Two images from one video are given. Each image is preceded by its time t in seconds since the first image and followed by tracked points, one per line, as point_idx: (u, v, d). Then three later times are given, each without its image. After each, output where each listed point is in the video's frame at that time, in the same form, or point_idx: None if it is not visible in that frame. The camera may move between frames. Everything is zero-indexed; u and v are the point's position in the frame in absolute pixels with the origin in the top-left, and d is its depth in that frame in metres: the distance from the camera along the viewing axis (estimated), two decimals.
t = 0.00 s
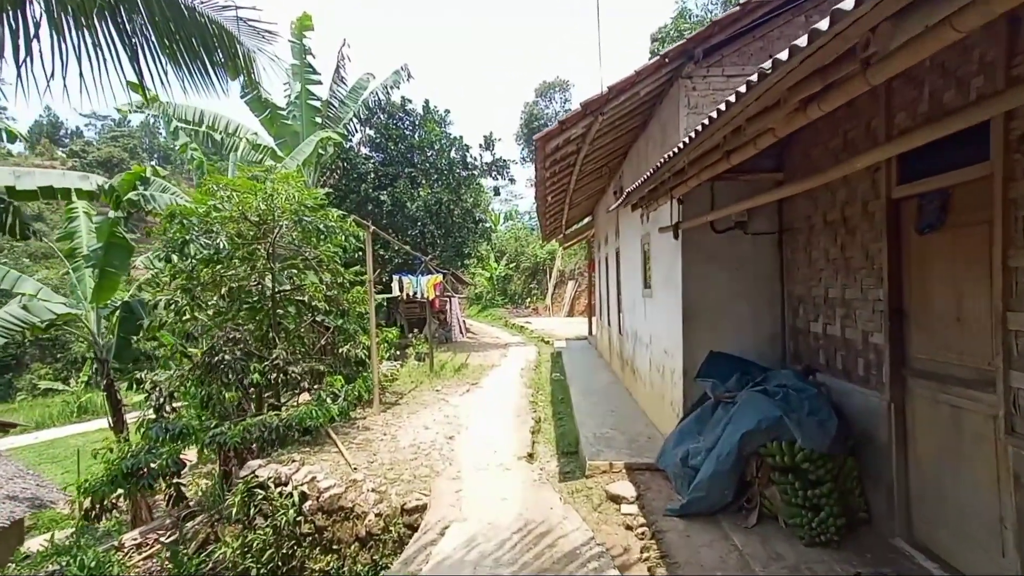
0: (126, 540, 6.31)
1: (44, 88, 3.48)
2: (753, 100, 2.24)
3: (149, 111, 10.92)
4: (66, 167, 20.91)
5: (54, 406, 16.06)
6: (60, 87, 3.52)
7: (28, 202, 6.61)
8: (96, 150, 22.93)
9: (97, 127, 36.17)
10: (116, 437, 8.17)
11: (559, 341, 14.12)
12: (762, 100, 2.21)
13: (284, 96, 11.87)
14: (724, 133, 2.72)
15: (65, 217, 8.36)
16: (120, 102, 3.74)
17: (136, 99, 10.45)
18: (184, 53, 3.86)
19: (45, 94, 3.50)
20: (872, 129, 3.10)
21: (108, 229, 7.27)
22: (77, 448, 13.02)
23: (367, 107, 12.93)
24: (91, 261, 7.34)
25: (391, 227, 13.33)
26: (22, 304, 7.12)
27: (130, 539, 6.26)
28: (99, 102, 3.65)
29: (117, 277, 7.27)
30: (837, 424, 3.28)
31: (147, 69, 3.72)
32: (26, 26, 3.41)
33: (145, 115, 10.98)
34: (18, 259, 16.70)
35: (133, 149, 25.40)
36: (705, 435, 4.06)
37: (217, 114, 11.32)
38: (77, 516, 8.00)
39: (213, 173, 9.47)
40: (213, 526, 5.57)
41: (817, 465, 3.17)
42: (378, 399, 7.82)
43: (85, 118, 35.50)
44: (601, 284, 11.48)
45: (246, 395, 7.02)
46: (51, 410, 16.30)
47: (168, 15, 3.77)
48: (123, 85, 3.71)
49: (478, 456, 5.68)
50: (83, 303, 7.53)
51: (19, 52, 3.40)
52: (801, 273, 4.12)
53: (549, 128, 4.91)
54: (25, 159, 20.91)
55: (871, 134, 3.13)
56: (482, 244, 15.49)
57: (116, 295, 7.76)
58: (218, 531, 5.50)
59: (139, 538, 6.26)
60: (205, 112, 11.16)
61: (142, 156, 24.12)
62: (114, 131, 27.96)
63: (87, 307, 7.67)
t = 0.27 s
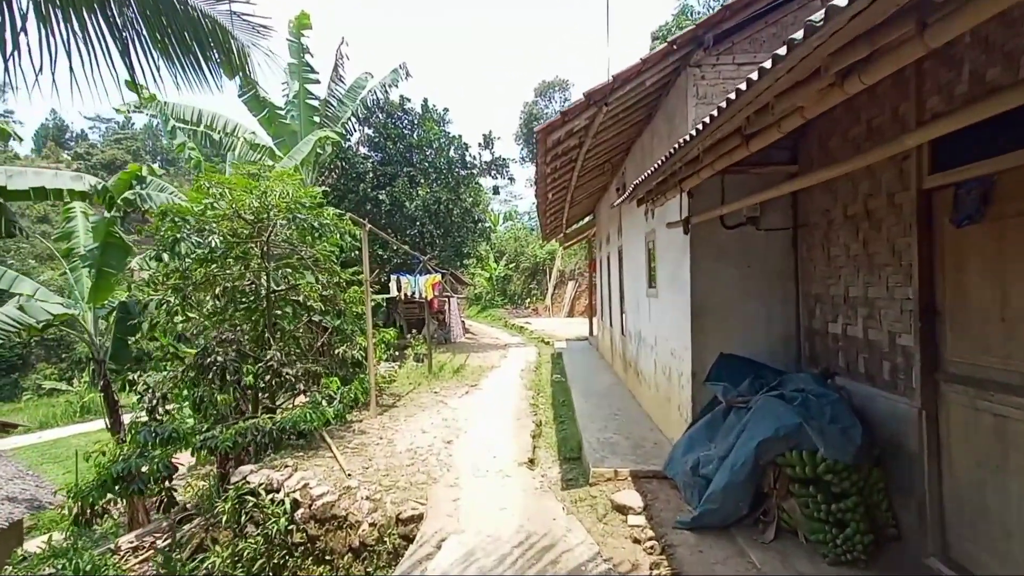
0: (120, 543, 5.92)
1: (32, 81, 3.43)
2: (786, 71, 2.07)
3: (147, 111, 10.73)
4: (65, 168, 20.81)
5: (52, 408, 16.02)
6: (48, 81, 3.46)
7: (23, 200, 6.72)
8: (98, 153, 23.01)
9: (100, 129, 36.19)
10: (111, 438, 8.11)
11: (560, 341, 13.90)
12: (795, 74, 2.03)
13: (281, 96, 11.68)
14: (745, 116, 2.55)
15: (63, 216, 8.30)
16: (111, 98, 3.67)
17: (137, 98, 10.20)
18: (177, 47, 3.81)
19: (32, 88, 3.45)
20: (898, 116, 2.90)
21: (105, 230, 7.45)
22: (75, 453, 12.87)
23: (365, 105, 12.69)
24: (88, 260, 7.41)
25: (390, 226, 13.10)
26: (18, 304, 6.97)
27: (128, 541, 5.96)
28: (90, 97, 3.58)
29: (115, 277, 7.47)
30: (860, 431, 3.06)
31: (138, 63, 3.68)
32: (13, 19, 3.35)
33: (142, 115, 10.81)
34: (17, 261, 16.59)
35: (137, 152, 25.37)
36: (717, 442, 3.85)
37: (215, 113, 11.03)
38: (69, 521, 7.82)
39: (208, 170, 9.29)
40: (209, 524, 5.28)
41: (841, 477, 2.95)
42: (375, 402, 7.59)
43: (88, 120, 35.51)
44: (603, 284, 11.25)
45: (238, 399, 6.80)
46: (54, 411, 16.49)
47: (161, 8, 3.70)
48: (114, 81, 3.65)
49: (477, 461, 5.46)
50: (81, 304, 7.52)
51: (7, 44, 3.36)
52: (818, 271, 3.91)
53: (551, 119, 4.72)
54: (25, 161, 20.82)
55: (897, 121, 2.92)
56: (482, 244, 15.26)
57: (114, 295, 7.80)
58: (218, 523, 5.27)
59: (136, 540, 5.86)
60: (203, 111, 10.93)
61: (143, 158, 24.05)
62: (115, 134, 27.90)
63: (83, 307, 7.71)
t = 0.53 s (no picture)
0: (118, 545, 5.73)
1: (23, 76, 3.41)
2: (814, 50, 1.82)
3: (147, 111, 10.58)
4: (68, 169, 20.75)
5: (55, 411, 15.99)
6: (41, 76, 3.43)
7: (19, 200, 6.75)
8: (102, 155, 22.99)
9: (107, 130, 36.24)
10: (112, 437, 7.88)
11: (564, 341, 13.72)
12: (825, 52, 1.76)
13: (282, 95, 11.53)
14: (769, 99, 2.29)
15: (63, 215, 8.09)
16: (106, 95, 3.69)
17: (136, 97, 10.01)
18: (172, 42, 3.83)
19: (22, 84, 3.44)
20: (928, 102, 2.70)
21: (104, 229, 7.16)
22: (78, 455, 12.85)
23: (365, 104, 12.46)
24: (87, 261, 7.19)
25: (392, 225, 12.93)
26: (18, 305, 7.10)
27: (131, 543, 5.77)
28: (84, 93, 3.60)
29: (114, 278, 7.26)
30: (888, 442, 2.87)
31: (133, 59, 3.68)
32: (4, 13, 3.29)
33: (143, 115, 10.64)
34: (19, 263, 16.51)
35: (142, 153, 25.35)
36: (731, 449, 3.66)
37: (216, 111, 10.79)
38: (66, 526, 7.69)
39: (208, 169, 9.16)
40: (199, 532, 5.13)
41: (868, 489, 2.76)
42: (375, 404, 7.40)
43: (93, 122, 35.57)
44: (607, 284, 11.07)
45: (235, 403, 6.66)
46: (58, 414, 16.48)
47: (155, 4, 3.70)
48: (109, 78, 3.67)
49: (480, 466, 5.29)
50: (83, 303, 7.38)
51: None
52: (836, 269, 3.72)
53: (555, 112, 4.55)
54: (30, 162, 20.80)
55: (927, 108, 2.73)
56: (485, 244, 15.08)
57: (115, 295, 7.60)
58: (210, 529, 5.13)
59: (137, 542, 5.68)
60: (204, 110, 10.71)
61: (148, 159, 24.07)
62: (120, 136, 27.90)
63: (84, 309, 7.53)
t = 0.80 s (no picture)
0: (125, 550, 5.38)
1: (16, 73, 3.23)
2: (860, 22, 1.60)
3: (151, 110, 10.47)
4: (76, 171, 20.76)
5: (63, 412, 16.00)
6: (36, 73, 3.27)
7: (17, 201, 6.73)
8: (111, 156, 23.01)
9: (117, 132, 36.38)
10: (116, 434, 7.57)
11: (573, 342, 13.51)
12: (880, 17, 1.54)
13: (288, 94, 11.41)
14: (806, 79, 2.05)
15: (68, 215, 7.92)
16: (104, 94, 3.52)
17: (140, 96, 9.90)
18: (171, 38, 3.72)
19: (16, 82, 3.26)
20: (971, 88, 2.50)
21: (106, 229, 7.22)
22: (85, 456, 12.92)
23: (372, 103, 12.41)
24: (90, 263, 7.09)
25: (398, 225, 12.78)
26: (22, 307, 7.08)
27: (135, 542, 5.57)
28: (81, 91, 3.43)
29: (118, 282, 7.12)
30: (928, 456, 2.66)
31: (132, 55, 3.57)
32: None
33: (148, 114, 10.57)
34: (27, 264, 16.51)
35: (151, 154, 25.39)
36: (752, 460, 3.47)
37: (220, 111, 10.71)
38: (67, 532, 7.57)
39: (212, 167, 9.04)
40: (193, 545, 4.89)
41: (905, 505, 2.55)
42: (379, 408, 7.20)
43: (104, 123, 35.78)
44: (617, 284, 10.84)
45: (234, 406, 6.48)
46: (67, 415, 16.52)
47: None
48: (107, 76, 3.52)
49: (486, 473, 5.11)
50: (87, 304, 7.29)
51: None
52: (863, 269, 3.52)
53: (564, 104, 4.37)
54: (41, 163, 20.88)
55: (968, 94, 2.53)
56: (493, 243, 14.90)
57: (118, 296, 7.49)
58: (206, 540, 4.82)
59: (142, 541, 5.47)
60: (209, 110, 10.62)
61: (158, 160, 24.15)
62: (130, 137, 28.00)
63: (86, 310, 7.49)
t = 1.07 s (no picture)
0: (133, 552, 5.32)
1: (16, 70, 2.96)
2: None
3: (161, 111, 10.40)
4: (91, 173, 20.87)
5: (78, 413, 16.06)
6: (38, 68, 3.01)
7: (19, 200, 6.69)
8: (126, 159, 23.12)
9: (133, 134, 36.64)
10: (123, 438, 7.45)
11: (586, 344, 13.30)
12: None
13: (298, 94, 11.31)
14: (855, 48, 1.86)
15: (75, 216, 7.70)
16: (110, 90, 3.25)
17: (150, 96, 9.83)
18: (176, 32, 3.47)
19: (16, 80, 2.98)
20: None
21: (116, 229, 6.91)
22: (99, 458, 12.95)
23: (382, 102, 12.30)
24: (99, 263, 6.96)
25: (409, 225, 12.66)
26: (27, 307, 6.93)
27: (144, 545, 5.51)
28: (85, 86, 3.16)
29: (128, 280, 7.04)
30: (977, 470, 2.44)
31: (135, 51, 3.32)
32: None
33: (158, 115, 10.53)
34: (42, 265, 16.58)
35: (166, 156, 25.51)
36: (778, 470, 3.25)
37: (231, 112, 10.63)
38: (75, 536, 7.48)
39: (221, 166, 8.96)
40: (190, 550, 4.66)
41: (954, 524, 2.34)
42: (389, 411, 7.05)
43: (120, 127, 36.08)
44: (631, 285, 10.64)
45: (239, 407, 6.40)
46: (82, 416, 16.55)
47: None
48: (113, 70, 3.25)
49: (496, 480, 4.93)
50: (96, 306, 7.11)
51: None
52: (898, 265, 3.32)
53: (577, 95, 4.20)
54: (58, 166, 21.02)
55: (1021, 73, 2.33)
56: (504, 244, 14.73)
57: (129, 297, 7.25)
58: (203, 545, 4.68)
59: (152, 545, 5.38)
60: (219, 110, 10.41)
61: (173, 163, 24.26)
62: (145, 141, 28.18)
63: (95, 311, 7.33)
